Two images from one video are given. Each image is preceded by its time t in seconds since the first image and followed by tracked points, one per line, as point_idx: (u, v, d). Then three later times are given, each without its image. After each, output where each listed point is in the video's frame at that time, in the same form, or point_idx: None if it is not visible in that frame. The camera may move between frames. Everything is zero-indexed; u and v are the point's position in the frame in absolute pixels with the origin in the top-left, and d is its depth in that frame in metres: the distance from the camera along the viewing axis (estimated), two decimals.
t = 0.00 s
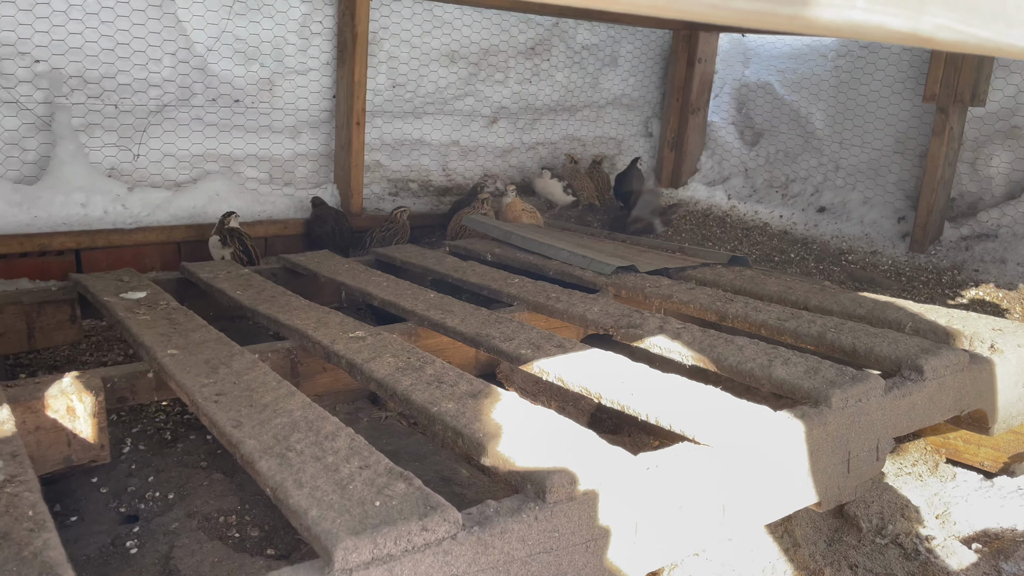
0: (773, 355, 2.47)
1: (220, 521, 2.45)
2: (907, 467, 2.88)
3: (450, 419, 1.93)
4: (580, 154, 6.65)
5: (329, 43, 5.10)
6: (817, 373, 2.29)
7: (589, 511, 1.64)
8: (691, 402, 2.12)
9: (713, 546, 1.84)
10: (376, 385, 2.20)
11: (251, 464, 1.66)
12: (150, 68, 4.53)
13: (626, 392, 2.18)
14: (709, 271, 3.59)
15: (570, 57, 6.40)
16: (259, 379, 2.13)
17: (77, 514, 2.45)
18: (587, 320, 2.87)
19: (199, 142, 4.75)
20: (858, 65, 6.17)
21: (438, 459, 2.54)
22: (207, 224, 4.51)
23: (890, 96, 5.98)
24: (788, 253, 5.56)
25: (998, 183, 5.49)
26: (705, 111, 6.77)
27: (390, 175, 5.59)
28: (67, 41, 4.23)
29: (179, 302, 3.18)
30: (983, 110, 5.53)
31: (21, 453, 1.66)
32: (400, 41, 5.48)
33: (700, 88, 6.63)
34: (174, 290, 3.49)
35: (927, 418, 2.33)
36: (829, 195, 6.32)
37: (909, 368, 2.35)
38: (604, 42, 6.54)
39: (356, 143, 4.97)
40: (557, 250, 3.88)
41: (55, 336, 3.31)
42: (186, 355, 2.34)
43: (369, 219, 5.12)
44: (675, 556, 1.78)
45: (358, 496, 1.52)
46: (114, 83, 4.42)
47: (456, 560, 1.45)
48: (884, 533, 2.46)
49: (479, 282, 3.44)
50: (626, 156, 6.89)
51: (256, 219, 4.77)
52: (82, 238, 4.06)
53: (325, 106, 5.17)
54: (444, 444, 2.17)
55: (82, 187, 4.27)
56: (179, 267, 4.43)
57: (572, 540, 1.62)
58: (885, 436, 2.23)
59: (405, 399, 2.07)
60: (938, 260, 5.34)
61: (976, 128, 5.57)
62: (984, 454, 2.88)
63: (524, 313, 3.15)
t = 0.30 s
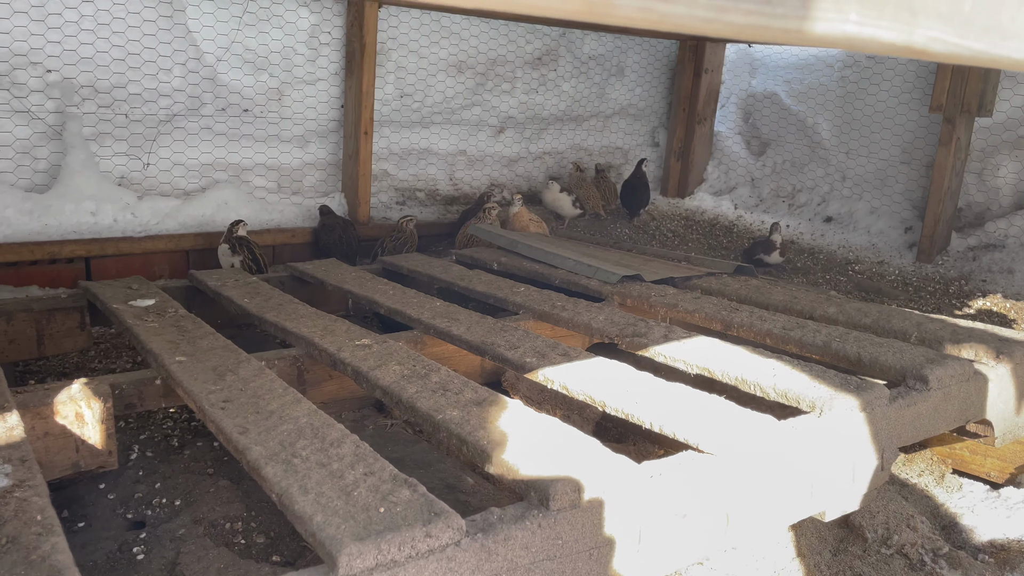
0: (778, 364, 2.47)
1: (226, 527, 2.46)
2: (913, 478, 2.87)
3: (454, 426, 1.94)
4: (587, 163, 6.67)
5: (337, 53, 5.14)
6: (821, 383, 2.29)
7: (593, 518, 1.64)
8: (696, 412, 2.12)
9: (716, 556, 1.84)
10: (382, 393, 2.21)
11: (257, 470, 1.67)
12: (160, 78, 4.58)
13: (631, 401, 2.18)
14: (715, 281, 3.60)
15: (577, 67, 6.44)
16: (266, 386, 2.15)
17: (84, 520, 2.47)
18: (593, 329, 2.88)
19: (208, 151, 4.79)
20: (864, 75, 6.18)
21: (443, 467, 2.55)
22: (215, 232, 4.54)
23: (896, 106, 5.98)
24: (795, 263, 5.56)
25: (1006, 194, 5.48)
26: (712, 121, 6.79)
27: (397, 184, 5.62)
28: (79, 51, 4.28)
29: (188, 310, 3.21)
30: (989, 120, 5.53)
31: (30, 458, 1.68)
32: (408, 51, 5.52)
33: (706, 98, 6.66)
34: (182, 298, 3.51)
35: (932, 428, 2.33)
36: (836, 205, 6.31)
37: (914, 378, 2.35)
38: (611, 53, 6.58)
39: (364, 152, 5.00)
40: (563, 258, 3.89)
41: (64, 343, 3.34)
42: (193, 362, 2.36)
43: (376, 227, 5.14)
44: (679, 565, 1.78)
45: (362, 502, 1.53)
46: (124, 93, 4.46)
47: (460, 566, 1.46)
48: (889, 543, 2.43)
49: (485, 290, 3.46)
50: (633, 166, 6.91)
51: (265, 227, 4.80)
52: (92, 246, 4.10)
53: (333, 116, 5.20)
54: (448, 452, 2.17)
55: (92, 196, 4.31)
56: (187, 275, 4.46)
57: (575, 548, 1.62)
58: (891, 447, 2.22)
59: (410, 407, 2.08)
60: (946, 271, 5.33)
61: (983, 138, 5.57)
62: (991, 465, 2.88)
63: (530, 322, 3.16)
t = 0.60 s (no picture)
0: (782, 379, 2.45)
1: (227, 542, 2.44)
2: (920, 496, 2.85)
3: (455, 441, 1.93)
4: (592, 177, 6.67)
5: (344, 68, 5.16)
6: (825, 400, 2.27)
7: (594, 537, 1.62)
8: (699, 428, 2.10)
9: (720, 574, 1.82)
10: (383, 407, 2.20)
11: (255, 485, 1.66)
12: (168, 92, 4.61)
13: (634, 416, 2.16)
14: (720, 295, 3.58)
15: (583, 82, 6.46)
16: (267, 400, 2.14)
17: (85, 534, 2.46)
18: (596, 343, 2.87)
19: (214, 164, 4.81)
20: (870, 90, 6.17)
21: (445, 482, 2.54)
22: (221, 245, 4.56)
23: (903, 121, 5.96)
24: (801, 277, 5.54)
25: (1013, 208, 5.45)
26: (717, 135, 6.79)
27: (403, 198, 5.63)
28: (87, 65, 4.31)
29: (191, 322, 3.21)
30: (996, 135, 5.51)
31: (28, 472, 1.68)
32: (414, 66, 5.54)
33: (712, 112, 6.66)
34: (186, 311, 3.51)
35: (939, 445, 2.30)
36: (842, 219, 6.29)
37: (920, 395, 2.33)
38: (616, 67, 6.59)
39: (369, 166, 5.02)
40: (567, 272, 3.89)
41: (67, 357, 3.34)
42: (195, 376, 2.35)
43: (381, 241, 5.14)
44: None
45: (361, 518, 1.52)
46: (132, 107, 4.49)
47: None
48: (896, 561, 2.40)
49: (489, 304, 3.45)
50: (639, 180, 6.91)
51: (270, 241, 4.81)
52: (98, 259, 4.11)
53: (339, 130, 5.23)
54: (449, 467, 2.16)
55: (99, 209, 4.33)
56: (192, 289, 4.47)
57: (575, 566, 1.60)
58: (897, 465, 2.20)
59: (411, 421, 2.07)
60: (953, 286, 5.30)
61: (990, 153, 5.55)
62: (998, 481, 2.86)
63: (533, 335, 3.15)
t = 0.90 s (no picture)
0: (784, 391, 2.44)
1: (226, 553, 2.44)
2: (924, 508, 2.82)
3: (454, 451, 1.93)
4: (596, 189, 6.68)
5: (348, 80, 5.19)
6: (826, 411, 2.26)
7: (592, 548, 1.61)
8: (700, 438, 2.09)
9: None
10: (383, 417, 2.19)
11: (253, 494, 1.66)
12: (173, 103, 4.64)
13: (634, 426, 2.15)
14: (722, 306, 3.57)
15: (586, 94, 6.48)
16: (266, 409, 2.14)
17: (84, 544, 2.45)
18: (597, 354, 2.86)
19: (219, 175, 4.83)
20: (873, 102, 6.18)
21: (445, 493, 2.53)
22: (225, 256, 4.57)
23: (906, 132, 5.95)
24: (805, 289, 5.53)
25: (1017, 220, 5.43)
26: (721, 147, 6.79)
27: (407, 210, 5.64)
28: (93, 77, 4.35)
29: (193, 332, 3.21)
30: (1000, 147, 5.50)
31: (26, 481, 1.68)
32: (417, 78, 5.56)
33: (715, 124, 6.67)
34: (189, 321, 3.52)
35: (942, 457, 2.29)
36: (846, 231, 6.28)
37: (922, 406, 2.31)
38: (620, 79, 6.62)
39: (373, 177, 5.03)
40: (569, 283, 3.89)
41: (69, 366, 3.35)
42: (195, 386, 2.35)
43: (384, 251, 5.15)
44: None
45: (358, 528, 1.51)
46: (137, 118, 4.52)
47: None
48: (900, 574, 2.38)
49: (491, 314, 3.45)
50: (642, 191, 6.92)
51: (275, 251, 4.82)
52: (102, 269, 4.12)
53: (343, 141, 5.25)
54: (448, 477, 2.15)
55: (103, 220, 4.35)
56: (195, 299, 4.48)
57: None
58: (898, 477, 2.18)
59: (410, 431, 2.06)
60: (958, 298, 5.28)
61: (994, 165, 5.53)
62: (1002, 493, 2.83)
63: (535, 346, 3.15)
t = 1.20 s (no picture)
0: (783, 403, 2.43)
1: (222, 565, 2.43)
2: (925, 521, 2.81)
3: (449, 464, 1.91)
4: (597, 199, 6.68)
5: (349, 91, 5.21)
6: (825, 423, 2.25)
7: (587, 561, 1.60)
8: (697, 450, 2.08)
9: None
10: (379, 429, 2.18)
11: (245, 507, 1.65)
12: (175, 114, 4.65)
13: (630, 438, 2.14)
14: (722, 317, 3.56)
15: (588, 105, 6.49)
16: (262, 421, 2.13)
17: (80, 556, 2.44)
18: (596, 365, 2.85)
19: (220, 186, 4.85)
20: (874, 113, 6.18)
21: (441, 505, 2.51)
22: (226, 266, 4.58)
23: (907, 143, 5.95)
24: (806, 300, 5.52)
25: (1019, 231, 5.42)
26: (722, 157, 6.78)
27: (408, 220, 5.64)
28: (95, 89, 4.36)
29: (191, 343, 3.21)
30: (1001, 158, 5.49)
31: (18, 492, 1.67)
32: (419, 89, 5.58)
33: (717, 135, 6.67)
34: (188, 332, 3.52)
35: (942, 469, 2.27)
36: (848, 242, 6.27)
37: (922, 418, 2.30)
38: (621, 91, 6.63)
39: (374, 188, 5.04)
40: (569, 294, 3.89)
41: (68, 376, 3.35)
42: (191, 397, 2.35)
43: (385, 262, 5.15)
44: None
45: (350, 541, 1.51)
46: (139, 129, 4.54)
47: None
48: None
49: (490, 325, 3.44)
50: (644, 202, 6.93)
51: (275, 262, 4.83)
52: (102, 280, 4.13)
53: (345, 152, 5.26)
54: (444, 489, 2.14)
55: (104, 230, 4.36)
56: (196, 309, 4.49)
57: None
58: (897, 489, 2.17)
59: (405, 443, 2.06)
60: (960, 309, 5.26)
61: (996, 176, 5.53)
62: (1004, 506, 2.81)
63: (534, 357, 3.14)
